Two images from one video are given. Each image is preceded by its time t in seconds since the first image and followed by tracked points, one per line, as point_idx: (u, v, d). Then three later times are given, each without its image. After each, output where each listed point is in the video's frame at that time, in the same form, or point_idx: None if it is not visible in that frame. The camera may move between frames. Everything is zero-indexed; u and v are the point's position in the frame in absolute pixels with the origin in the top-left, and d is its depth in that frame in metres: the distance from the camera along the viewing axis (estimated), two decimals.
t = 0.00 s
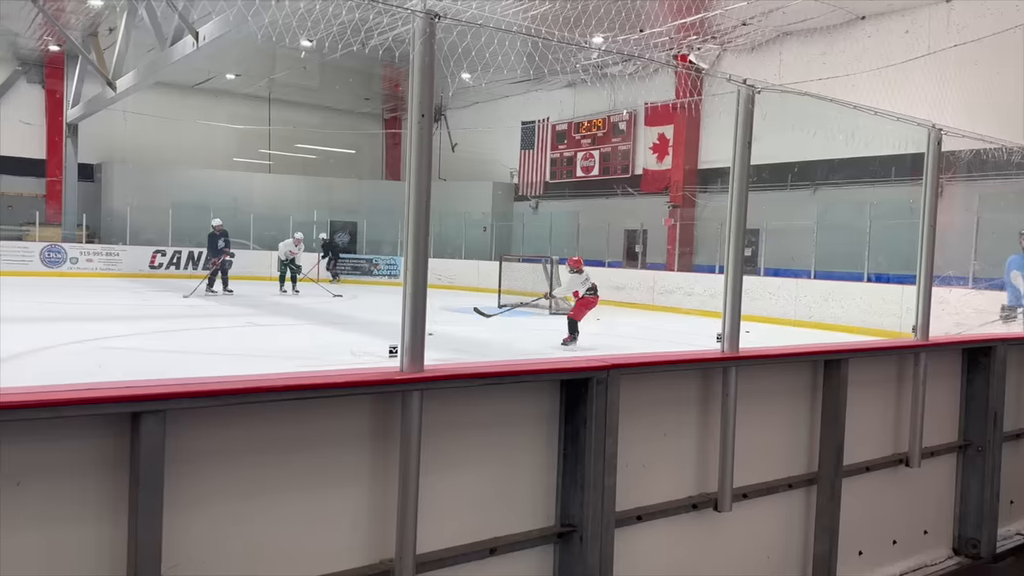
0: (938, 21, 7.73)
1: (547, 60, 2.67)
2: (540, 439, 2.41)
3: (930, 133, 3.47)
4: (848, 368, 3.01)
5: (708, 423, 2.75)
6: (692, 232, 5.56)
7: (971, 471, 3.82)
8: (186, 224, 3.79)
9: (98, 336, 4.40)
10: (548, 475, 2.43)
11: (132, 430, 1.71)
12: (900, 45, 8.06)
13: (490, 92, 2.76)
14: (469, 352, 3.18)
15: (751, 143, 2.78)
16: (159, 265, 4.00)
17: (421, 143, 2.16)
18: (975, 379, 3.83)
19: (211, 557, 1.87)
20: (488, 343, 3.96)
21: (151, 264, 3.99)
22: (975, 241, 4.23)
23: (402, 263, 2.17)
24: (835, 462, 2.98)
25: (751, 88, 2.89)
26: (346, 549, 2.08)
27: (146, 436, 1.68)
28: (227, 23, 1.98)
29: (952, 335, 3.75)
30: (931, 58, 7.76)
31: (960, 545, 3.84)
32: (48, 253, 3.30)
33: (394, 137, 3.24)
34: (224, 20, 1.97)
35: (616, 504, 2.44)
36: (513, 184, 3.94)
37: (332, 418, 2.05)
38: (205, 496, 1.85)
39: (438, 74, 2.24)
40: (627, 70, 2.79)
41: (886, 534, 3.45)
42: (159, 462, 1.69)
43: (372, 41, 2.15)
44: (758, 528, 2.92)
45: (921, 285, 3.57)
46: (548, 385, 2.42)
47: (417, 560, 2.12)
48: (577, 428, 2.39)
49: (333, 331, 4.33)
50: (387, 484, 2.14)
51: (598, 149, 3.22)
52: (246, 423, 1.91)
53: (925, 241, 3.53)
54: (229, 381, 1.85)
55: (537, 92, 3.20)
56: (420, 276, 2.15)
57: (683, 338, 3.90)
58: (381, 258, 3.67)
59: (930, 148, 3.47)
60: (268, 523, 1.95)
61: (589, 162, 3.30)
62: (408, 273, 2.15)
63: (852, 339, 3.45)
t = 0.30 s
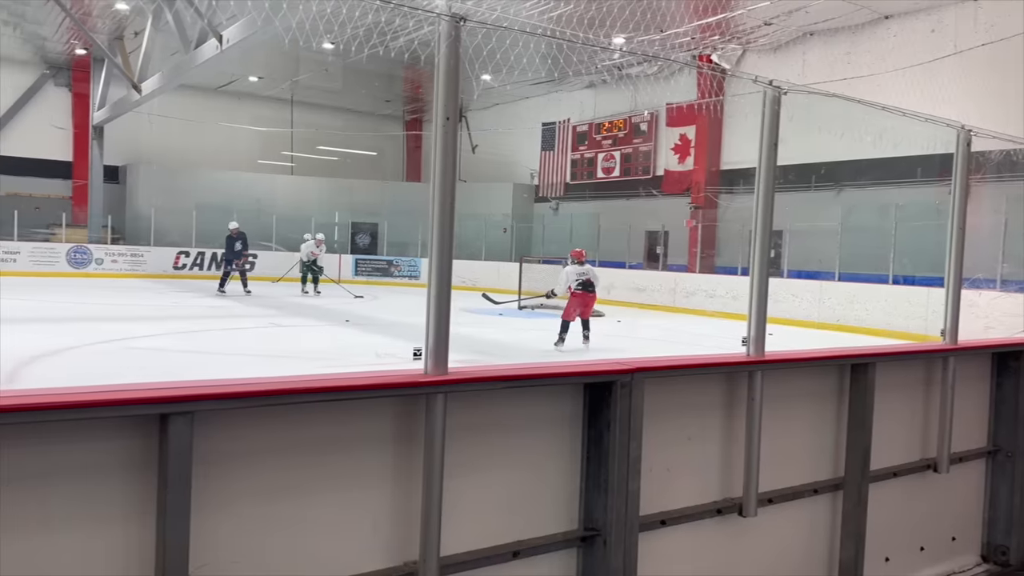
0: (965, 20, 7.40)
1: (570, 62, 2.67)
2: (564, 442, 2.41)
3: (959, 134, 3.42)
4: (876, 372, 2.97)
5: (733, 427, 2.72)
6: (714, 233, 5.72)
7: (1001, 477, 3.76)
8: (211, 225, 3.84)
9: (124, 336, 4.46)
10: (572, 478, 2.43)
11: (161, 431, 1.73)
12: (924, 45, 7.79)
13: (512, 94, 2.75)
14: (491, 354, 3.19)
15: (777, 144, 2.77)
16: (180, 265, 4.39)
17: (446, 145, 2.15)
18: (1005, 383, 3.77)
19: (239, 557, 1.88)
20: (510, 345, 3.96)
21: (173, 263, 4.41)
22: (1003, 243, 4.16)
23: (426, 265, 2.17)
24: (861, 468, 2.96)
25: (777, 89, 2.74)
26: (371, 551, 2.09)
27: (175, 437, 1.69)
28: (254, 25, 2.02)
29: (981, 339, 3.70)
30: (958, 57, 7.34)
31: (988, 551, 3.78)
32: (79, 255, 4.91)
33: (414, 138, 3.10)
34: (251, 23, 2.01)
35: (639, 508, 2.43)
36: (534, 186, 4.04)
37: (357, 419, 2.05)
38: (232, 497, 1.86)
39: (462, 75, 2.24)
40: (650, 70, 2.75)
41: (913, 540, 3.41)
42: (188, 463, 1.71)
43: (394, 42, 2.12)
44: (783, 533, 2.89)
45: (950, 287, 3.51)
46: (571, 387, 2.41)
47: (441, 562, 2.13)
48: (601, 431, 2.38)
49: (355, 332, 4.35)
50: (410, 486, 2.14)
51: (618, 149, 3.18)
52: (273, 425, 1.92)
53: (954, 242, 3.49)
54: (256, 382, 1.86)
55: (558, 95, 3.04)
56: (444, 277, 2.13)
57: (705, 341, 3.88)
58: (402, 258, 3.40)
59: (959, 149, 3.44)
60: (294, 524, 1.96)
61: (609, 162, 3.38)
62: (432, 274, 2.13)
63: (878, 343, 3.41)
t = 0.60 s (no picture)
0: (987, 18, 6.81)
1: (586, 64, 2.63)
2: (582, 444, 2.41)
3: (981, 136, 3.37)
4: (897, 375, 2.94)
5: (752, 430, 2.71)
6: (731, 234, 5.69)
7: None
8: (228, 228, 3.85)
9: (142, 336, 4.48)
10: (590, 481, 2.43)
11: (184, 431, 1.74)
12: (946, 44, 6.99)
13: (528, 96, 2.75)
14: (508, 357, 3.19)
15: (798, 146, 2.74)
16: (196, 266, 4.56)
17: (466, 148, 2.13)
18: None
19: (261, 558, 1.89)
20: (526, 347, 3.95)
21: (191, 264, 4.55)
22: None
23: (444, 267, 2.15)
24: (881, 473, 2.93)
25: (797, 91, 2.68)
26: (391, 552, 2.09)
27: (198, 437, 1.70)
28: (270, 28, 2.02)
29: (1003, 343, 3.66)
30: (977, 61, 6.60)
31: (1010, 557, 3.74)
32: (88, 254, 4.44)
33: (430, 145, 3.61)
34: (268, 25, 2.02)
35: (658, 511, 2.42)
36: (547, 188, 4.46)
37: (376, 421, 2.06)
38: (254, 498, 1.88)
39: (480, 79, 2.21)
40: (664, 72, 2.68)
41: (934, 546, 3.38)
42: (210, 463, 1.72)
43: (412, 43, 2.12)
44: (802, 537, 2.87)
45: (972, 290, 3.48)
46: (590, 390, 2.41)
47: (460, 564, 2.13)
48: (619, 434, 2.37)
49: (371, 334, 4.37)
50: (429, 488, 2.15)
51: (635, 151, 3.14)
52: (294, 426, 1.93)
53: (977, 245, 3.45)
54: (276, 384, 1.87)
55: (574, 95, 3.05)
56: (463, 280, 2.11)
57: (723, 344, 3.85)
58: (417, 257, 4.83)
59: (981, 151, 3.38)
60: (315, 525, 1.97)
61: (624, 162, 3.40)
62: (451, 277, 2.10)
63: (899, 346, 3.38)
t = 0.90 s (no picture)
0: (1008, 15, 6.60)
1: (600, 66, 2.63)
2: (598, 446, 2.40)
3: (1001, 136, 3.31)
4: (915, 378, 2.91)
5: (769, 432, 2.69)
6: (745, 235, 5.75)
7: None
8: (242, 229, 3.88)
9: (159, 336, 4.52)
10: (605, 482, 2.42)
11: (202, 431, 1.75)
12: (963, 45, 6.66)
13: (542, 97, 2.75)
14: (521, 358, 3.19)
15: (814, 146, 2.72)
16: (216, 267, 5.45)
17: (481, 151, 2.06)
18: None
19: (279, 558, 1.90)
20: (540, 348, 3.95)
21: (208, 265, 5.51)
22: None
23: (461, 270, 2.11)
24: (899, 476, 2.91)
25: (814, 91, 2.67)
26: (406, 553, 2.10)
27: (216, 437, 1.71)
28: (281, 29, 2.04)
29: None
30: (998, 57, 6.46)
31: None
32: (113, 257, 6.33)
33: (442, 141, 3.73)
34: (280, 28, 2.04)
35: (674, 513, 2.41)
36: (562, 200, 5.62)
37: (392, 421, 2.07)
38: (271, 498, 1.89)
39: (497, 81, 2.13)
40: (680, 72, 2.65)
41: (952, 550, 3.34)
42: (228, 462, 1.73)
43: (429, 43, 2.13)
44: (819, 540, 2.85)
45: (990, 293, 3.43)
46: (605, 391, 2.40)
47: (475, 564, 2.13)
48: (634, 436, 2.37)
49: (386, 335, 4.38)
50: (445, 489, 2.15)
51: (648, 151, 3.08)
52: (310, 427, 1.94)
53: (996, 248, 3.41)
54: (293, 384, 1.88)
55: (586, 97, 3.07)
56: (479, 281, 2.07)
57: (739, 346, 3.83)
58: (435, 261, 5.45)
59: (1001, 151, 3.32)
60: (332, 525, 1.98)
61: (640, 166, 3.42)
62: (467, 279, 2.06)
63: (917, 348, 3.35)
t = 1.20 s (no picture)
0: None
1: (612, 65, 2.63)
2: (609, 446, 2.40)
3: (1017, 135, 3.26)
4: (930, 379, 2.88)
5: (782, 433, 2.68)
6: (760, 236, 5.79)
7: None
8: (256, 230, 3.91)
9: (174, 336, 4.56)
10: (617, 483, 2.42)
11: (215, 430, 1.76)
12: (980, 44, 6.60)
13: (555, 98, 2.74)
14: (534, 359, 3.18)
15: (828, 146, 2.70)
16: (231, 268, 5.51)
17: (492, 150, 2.06)
18: None
19: (291, 557, 1.91)
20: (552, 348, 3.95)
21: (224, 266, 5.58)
22: None
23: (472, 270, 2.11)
24: (914, 477, 2.88)
25: (829, 90, 2.63)
26: (418, 553, 2.10)
27: (229, 436, 1.73)
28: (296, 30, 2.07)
29: None
30: (1016, 56, 6.30)
31: None
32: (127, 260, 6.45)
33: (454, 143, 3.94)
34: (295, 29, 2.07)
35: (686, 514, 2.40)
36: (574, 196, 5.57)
37: (404, 422, 2.07)
38: (283, 497, 1.90)
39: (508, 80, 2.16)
40: (694, 72, 2.60)
41: (968, 552, 3.30)
42: (241, 461, 1.74)
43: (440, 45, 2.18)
44: (833, 542, 2.83)
45: (1007, 294, 3.39)
46: (617, 392, 2.39)
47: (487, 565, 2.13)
48: (646, 437, 2.35)
49: (398, 335, 4.39)
50: (456, 489, 2.15)
51: (663, 152, 3.08)
52: (322, 426, 1.94)
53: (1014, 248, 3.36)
54: (304, 383, 1.89)
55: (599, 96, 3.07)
56: (491, 281, 2.07)
57: (752, 347, 3.80)
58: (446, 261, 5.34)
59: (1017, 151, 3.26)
60: (344, 524, 1.98)
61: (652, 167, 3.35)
62: (478, 279, 2.06)
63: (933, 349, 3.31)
